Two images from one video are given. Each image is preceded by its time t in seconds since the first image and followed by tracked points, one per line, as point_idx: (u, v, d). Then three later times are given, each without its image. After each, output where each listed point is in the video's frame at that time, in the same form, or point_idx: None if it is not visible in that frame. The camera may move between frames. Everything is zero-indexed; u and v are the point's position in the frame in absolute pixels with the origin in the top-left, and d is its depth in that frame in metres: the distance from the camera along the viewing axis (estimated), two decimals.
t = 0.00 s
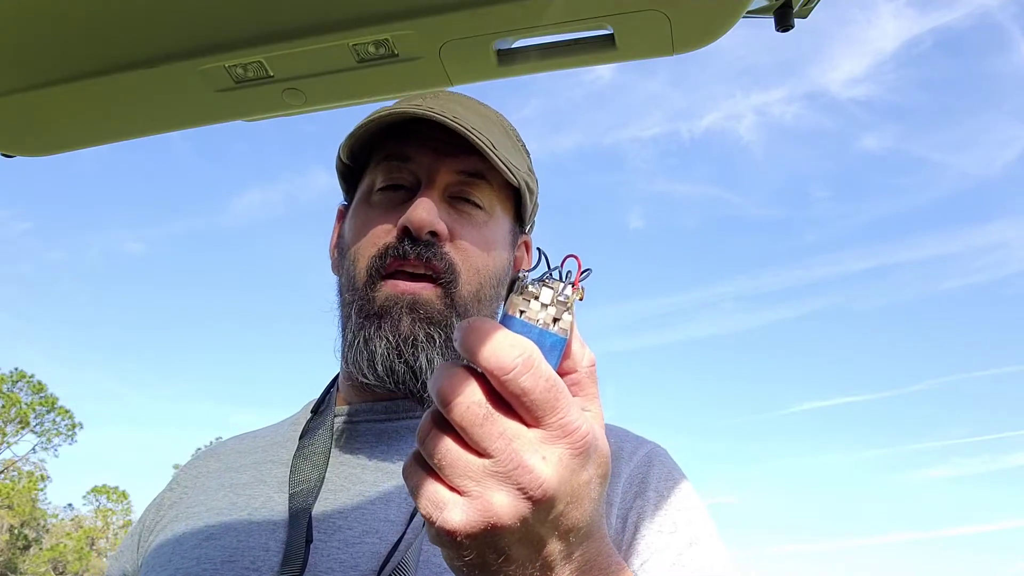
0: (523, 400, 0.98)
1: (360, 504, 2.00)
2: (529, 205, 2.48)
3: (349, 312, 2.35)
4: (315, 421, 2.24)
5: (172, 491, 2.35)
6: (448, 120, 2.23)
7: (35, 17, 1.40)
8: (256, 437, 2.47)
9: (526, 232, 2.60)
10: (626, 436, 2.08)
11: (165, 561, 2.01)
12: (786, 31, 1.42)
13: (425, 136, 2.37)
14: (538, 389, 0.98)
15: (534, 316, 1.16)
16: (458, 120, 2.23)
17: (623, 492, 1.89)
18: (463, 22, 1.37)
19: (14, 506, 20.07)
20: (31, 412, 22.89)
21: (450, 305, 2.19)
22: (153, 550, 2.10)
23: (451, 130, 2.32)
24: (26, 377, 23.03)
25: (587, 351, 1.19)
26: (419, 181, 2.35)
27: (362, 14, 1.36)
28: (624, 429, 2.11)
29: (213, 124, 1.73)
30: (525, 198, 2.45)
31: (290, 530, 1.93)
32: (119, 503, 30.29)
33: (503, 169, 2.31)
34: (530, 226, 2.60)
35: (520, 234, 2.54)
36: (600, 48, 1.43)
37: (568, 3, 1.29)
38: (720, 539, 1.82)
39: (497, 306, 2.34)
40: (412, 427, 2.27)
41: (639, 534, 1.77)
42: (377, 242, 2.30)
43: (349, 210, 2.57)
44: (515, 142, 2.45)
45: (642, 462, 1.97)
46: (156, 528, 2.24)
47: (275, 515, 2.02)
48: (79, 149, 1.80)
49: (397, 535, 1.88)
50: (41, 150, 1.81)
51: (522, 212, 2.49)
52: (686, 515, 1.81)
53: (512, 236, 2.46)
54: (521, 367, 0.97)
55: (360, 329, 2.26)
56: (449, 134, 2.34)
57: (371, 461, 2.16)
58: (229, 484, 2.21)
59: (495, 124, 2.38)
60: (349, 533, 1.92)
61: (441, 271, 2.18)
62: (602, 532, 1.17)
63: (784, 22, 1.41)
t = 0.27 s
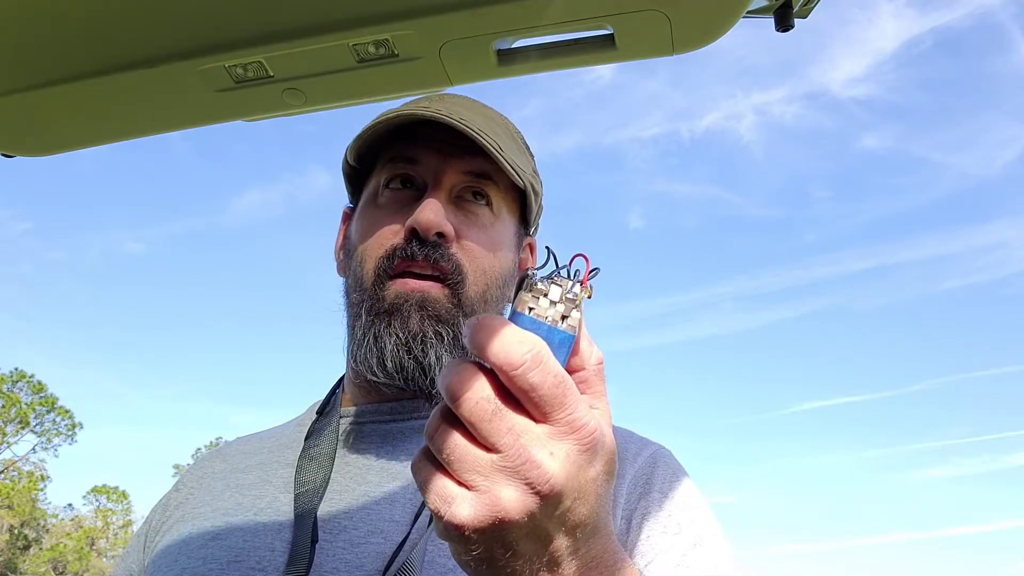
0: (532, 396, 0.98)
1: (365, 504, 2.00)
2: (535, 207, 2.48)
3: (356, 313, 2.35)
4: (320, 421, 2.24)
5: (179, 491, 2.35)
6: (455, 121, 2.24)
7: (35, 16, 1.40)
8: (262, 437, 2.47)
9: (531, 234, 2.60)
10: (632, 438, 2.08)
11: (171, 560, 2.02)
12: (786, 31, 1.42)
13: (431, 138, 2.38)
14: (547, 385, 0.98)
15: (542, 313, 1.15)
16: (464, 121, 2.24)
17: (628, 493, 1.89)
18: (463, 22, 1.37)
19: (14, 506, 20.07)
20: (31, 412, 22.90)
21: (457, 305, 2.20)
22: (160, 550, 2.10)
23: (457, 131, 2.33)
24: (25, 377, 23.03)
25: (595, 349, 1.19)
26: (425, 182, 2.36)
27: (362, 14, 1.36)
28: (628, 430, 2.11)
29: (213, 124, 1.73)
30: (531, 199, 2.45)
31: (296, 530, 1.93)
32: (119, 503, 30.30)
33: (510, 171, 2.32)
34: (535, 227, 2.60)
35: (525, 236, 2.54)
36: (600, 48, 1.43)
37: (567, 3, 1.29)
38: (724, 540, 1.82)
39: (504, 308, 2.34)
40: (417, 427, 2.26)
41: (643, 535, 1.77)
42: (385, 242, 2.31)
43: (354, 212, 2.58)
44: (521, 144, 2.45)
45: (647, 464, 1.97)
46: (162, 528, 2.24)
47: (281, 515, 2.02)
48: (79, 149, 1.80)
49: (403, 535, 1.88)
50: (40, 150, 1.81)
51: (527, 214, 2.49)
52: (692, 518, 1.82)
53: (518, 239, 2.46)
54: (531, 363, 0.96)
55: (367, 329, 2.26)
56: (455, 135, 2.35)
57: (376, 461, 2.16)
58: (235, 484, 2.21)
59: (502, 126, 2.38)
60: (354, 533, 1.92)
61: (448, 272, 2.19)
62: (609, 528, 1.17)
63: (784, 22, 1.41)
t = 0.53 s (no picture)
0: (535, 431, 0.97)
1: (370, 504, 2.00)
2: (539, 206, 2.49)
3: (364, 308, 2.35)
4: (326, 423, 2.25)
5: (184, 492, 2.35)
6: (461, 117, 2.25)
7: (36, 16, 1.40)
8: (267, 439, 2.47)
9: (534, 235, 2.60)
10: (636, 439, 2.09)
11: (176, 560, 2.02)
12: (785, 31, 1.43)
13: (436, 137, 2.39)
14: (551, 420, 0.97)
15: (545, 340, 1.15)
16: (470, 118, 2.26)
17: (633, 494, 1.89)
18: (463, 22, 1.37)
19: (14, 506, 20.06)
20: (31, 412, 22.90)
21: (466, 300, 2.19)
22: (165, 551, 2.10)
23: (462, 129, 2.34)
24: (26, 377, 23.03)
25: (598, 368, 1.17)
26: (431, 179, 2.36)
27: (362, 14, 1.36)
28: (632, 431, 2.11)
29: (213, 125, 1.73)
30: (536, 199, 2.45)
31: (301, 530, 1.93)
32: (120, 503, 30.30)
33: (516, 168, 2.33)
34: (537, 229, 2.60)
35: (529, 237, 2.54)
36: (600, 48, 1.43)
37: (568, 3, 1.29)
38: (729, 542, 1.82)
39: (510, 305, 2.34)
40: (422, 428, 2.26)
41: (648, 535, 1.77)
42: (392, 240, 2.30)
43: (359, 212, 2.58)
44: (524, 144, 2.46)
45: (652, 465, 1.98)
46: (167, 529, 2.24)
47: (286, 515, 2.02)
48: (79, 149, 1.80)
49: (408, 535, 1.88)
50: (41, 150, 1.81)
51: (531, 214, 2.50)
52: (696, 520, 1.82)
53: (523, 239, 2.46)
54: (534, 398, 0.95)
55: (376, 325, 2.25)
56: (460, 134, 2.36)
57: (381, 461, 2.16)
58: (240, 485, 2.21)
59: (505, 124, 2.40)
60: (359, 533, 1.92)
61: (456, 268, 2.19)
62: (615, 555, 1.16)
63: (784, 22, 1.41)
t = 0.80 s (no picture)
0: (538, 423, 0.97)
1: (372, 505, 2.00)
2: (542, 206, 2.49)
3: (368, 305, 2.34)
4: (328, 423, 2.25)
5: (186, 492, 2.35)
6: (466, 115, 2.25)
7: (36, 16, 1.40)
8: (269, 440, 2.47)
9: (536, 235, 2.60)
10: (639, 440, 2.09)
11: (178, 561, 2.02)
12: (785, 31, 1.42)
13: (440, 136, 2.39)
14: (553, 412, 0.97)
15: (547, 333, 1.15)
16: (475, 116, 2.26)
17: (635, 495, 1.89)
18: (463, 22, 1.37)
19: (14, 506, 20.06)
20: (31, 412, 22.89)
21: (470, 295, 2.19)
22: (167, 552, 2.10)
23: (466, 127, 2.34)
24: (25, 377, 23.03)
25: (601, 364, 1.16)
26: (434, 177, 2.36)
27: (362, 14, 1.36)
28: (635, 433, 2.11)
29: (213, 125, 1.73)
30: (539, 198, 2.46)
31: (303, 531, 1.93)
32: (120, 503, 30.29)
33: (520, 168, 2.33)
34: (539, 230, 2.60)
35: (531, 237, 2.54)
36: (600, 48, 1.43)
37: (568, 3, 1.29)
38: (731, 544, 1.82)
39: (512, 302, 2.35)
40: (424, 429, 2.25)
41: (650, 536, 1.77)
42: (395, 238, 2.30)
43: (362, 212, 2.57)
44: (528, 144, 2.46)
45: (654, 466, 1.98)
46: (169, 530, 2.24)
47: (289, 516, 2.02)
48: (79, 149, 1.80)
49: (411, 536, 1.88)
50: (41, 150, 1.81)
51: (534, 214, 2.50)
52: (699, 521, 1.82)
53: (525, 238, 2.46)
54: (536, 390, 0.95)
55: (381, 318, 2.25)
56: (464, 133, 2.36)
57: (383, 462, 2.16)
58: (242, 485, 2.21)
59: (508, 125, 2.40)
60: (362, 534, 1.92)
61: (460, 264, 2.20)
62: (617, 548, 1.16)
63: (784, 22, 1.41)
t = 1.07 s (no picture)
0: (537, 426, 0.98)
1: (373, 505, 2.00)
2: (542, 204, 2.49)
3: (368, 304, 2.34)
4: (327, 423, 2.25)
5: (185, 492, 2.35)
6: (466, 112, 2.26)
7: (36, 16, 1.40)
8: (268, 439, 2.47)
9: (537, 233, 2.60)
10: (639, 440, 2.08)
11: (178, 560, 2.02)
12: (785, 31, 1.43)
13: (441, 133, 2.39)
14: (553, 415, 0.97)
15: (548, 336, 1.15)
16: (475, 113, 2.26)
17: (636, 495, 1.89)
18: (463, 22, 1.37)
19: (14, 506, 20.06)
20: (31, 412, 22.89)
21: (471, 294, 2.19)
22: (166, 551, 2.10)
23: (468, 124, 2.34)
24: (25, 377, 23.03)
25: (602, 368, 1.17)
26: (435, 174, 2.36)
27: (362, 14, 1.36)
28: (636, 432, 2.11)
29: (213, 125, 1.73)
30: (539, 196, 2.46)
31: (303, 531, 1.93)
32: (120, 503, 30.29)
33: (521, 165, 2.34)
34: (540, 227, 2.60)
35: (532, 235, 2.54)
36: (600, 48, 1.43)
37: (567, 3, 1.29)
38: (732, 544, 1.82)
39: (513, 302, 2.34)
40: (424, 428, 2.26)
41: (651, 536, 1.77)
42: (396, 236, 2.30)
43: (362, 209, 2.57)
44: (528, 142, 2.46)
45: (655, 466, 1.97)
46: (169, 529, 2.24)
47: (289, 515, 2.02)
48: (79, 149, 1.80)
49: (412, 536, 1.88)
50: (41, 150, 1.81)
51: (535, 212, 2.50)
52: (700, 521, 1.82)
53: (526, 236, 2.46)
54: (536, 393, 0.95)
55: (381, 317, 2.25)
56: (465, 130, 2.36)
57: (383, 461, 2.16)
58: (242, 485, 2.21)
59: (510, 121, 2.40)
60: (362, 534, 1.92)
61: (461, 264, 2.20)
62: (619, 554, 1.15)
63: (784, 22, 1.41)
